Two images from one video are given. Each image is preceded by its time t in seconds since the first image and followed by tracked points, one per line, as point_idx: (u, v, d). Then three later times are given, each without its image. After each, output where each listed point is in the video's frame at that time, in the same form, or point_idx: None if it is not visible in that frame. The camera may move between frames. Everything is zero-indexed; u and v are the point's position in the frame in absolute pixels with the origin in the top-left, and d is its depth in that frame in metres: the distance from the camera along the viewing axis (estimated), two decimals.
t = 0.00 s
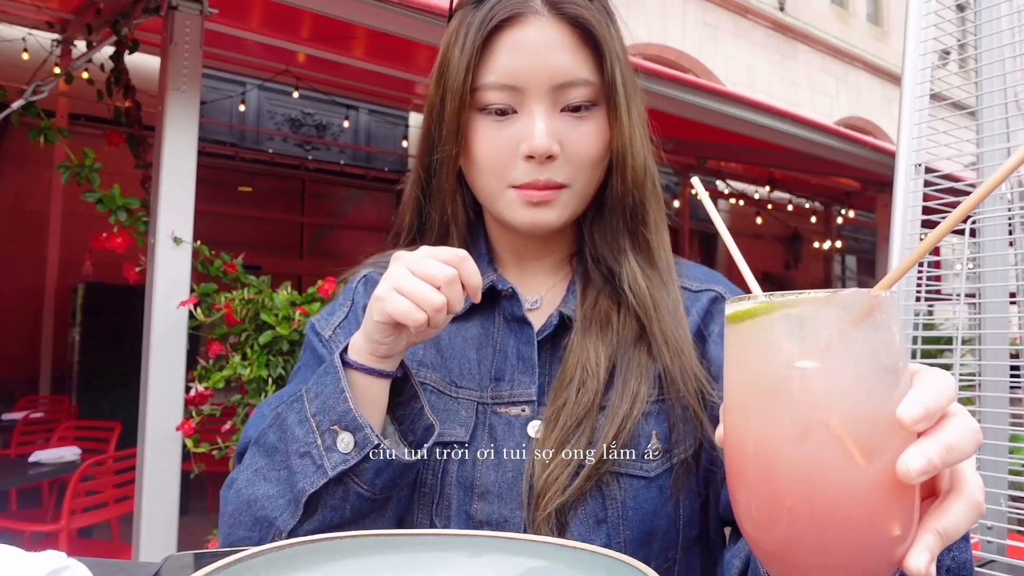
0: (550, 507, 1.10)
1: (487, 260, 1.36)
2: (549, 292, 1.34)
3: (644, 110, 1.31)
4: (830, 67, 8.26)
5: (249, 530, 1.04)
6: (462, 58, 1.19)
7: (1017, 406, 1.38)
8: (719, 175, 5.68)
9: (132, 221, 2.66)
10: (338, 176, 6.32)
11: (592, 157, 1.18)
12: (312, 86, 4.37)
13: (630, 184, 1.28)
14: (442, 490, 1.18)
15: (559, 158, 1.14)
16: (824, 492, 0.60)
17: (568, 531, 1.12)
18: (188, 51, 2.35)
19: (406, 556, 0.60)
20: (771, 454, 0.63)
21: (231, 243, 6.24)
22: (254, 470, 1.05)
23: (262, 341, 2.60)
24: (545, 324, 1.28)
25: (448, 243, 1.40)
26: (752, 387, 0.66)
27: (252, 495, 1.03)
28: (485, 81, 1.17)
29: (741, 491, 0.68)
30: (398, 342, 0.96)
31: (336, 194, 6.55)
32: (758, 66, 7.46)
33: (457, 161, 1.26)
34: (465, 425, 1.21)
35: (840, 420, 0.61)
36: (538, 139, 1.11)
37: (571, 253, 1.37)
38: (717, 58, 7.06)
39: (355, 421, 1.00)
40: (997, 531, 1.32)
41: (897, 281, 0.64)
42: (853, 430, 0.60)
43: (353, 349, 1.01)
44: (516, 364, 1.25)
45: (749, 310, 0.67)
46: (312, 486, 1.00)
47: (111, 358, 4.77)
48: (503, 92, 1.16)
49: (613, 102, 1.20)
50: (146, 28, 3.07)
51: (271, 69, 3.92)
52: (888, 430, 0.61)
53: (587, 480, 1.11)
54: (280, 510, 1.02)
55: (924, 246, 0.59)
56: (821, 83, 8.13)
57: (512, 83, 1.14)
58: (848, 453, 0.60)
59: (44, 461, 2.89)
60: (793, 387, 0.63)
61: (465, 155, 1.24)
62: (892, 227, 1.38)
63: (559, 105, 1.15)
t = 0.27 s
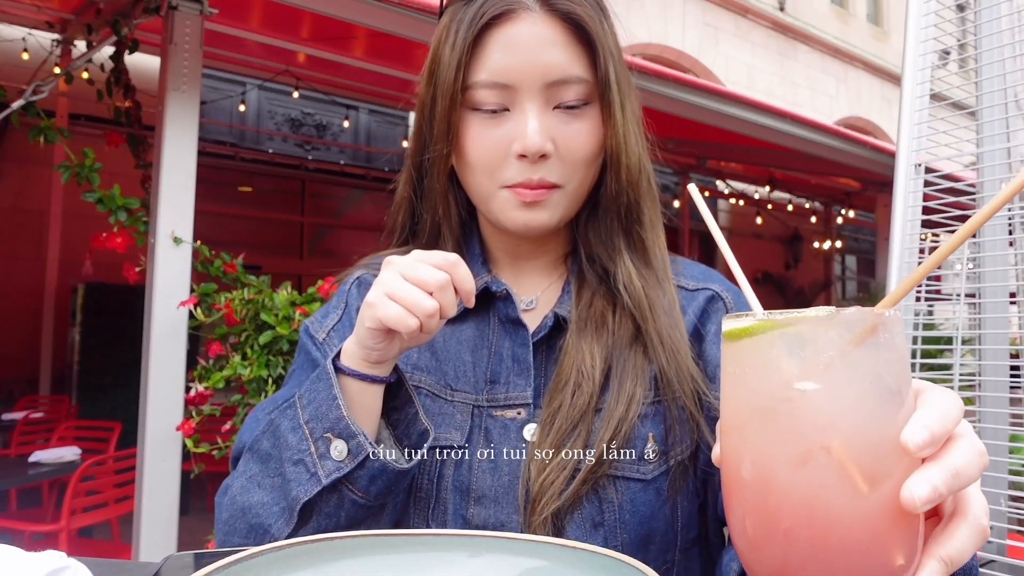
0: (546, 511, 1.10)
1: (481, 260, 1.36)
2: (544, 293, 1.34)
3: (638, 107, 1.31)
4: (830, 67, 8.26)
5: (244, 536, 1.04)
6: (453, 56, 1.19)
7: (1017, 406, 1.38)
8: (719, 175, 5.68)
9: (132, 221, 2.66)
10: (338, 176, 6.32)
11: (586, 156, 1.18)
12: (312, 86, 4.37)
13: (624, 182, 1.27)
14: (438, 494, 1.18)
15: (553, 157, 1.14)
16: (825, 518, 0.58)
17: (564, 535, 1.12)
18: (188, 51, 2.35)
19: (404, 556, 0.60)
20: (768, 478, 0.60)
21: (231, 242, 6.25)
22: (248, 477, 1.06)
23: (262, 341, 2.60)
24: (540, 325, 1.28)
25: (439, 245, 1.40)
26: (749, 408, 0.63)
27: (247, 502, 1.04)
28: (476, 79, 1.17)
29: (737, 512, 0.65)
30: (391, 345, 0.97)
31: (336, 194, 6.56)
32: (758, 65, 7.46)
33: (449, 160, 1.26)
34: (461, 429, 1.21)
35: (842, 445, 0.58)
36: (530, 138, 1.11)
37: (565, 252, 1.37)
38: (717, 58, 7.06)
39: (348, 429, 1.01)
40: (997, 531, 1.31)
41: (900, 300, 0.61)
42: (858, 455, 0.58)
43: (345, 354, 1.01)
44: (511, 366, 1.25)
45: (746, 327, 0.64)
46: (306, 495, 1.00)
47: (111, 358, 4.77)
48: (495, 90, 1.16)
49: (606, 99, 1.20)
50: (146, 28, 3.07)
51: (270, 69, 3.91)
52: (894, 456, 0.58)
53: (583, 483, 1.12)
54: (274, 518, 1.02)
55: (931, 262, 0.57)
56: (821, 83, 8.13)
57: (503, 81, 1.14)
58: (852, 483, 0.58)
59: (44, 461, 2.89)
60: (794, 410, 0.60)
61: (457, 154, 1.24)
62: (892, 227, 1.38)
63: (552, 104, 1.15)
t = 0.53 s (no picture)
0: (543, 514, 1.10)
1: (477, 261, 1.36)
2: (541, 293, 1.34)
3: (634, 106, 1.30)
4: (830, 67, 8.26)
5: (242, 540, 1.05)
6: (446, 55, 1.19)
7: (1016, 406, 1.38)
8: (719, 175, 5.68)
9: (132, 221, 2.66)
10: (338, 176, 6.32)
11: (581, 156, 1.18)
12: (312, 86, 4.37)
13: (620, 183, 1.27)
14: (436, 497, 1.18)
15: (547, 158, 1.14)
16: (820, 537, 0.56)
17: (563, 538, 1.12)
18: (188, 51, 2.35)
19: (404, 556, 0.60)
20: (760, 494, 0.59)
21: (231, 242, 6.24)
22: (245, 481, 1.06)
23: (262, 341, 2.60)
24: (537, 327, 1.28)
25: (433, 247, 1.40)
26: (743, 421, 0.61)
27: (244, 506, 1.04)
28: (470, 79, 1.17)
29: (727, 526, 0.64)
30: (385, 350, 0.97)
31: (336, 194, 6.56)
32: (758, 65, 7.46)
33: (443, 160, 1.26)
34: (458, 431, 1.21)
35: (838, 465, 0.56)
36: (524, 139, 1.11)
37: (562, 252, 1.37)
38: (717, 58, 7.06)
39: (343, 433, 1.01)
40: (996, 531, 1.32)
41: (897, 315, 0.59)
42: (854, 474, 0.56)
43: (340, 358, 1.01)
44: (508, 367, 1.25)
45: (740, 341, 0.62)
46: (302, 499, 1.01)
47: (111, 358, 4.77)
48: (488, 90, 1.15)
49: (601, 99, 1.19)
50: (146, 28, 3.07)
51: (271, 69, 3.91)
52: (889, 475, 0.57)
53: (582, 483, 1.11)
54: (271, 522, 1.02)
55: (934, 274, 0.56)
56: (821, 83, 8.14)
57: (496, 81, 1.14)
58: (847, 504, 0.56)
59: (44, 460, 2.89)
60: (790, 426, 0.58)
61: (451, 154, 1.24)
62: (892, 228, 1.38)
63: (546, 104, 1.15)
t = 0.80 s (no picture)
0: (541, 517, 1.10)
1: (474, 261, 1.36)
2: (539, 293, 1.34)
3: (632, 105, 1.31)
4: (830, 67, 8.26)
5: (240, 542, 1.05)
6: (442, 54, 1.19)
7: (1017, 406, 1.38)
8: (719, 175, 5.67)
9: (132, 221, 2.66)
10: (338, 176, 6.32)
11: (577, 155, 1.18)
12: (312, 86, 4.37)
13: (617, 183, 1.27)
14: (435, 499, 1.18)
15: (543, 157, 1.14)
16: (815, 542, 0.56)
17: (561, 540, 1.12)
18: (188, 51, 2.35)
19: (403, 555, 0.60)
20: (756, 497, 0.58)
21: (231, 243, 6.24)
22: (242, 483, 1.06)
23: (262, 341, 2.60)
24: (535, 328, 1.28)
25: (429, 249, 1.40)
26: (739, 425, 0.61)
27: (241, 508, 1.04)
28: (466, 78, 1.17)
29: (721, 529, 0.64)
30: (382, 353, 0.97)
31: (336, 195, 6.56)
32: (758, 65, 7.46)
33: (439, 160, 1.26)
34: (456, 432, 1.21)
35: (834, 470, 0.56)
36: (520, 139, 1.11)
37: (560, 252, 1.37)
38: (717, 58, 7.06)
39: (339, 435, 1.01)
40: (996, 530, 1.32)
41: (897, 317, 0.59)
42: (849, 478, 0.55)
43: (337, 360, 1.02)
44: (506, 368, 1.25)
45: (736, 341, 0.62)
46: (298, 502, 1.01)
47: (111, 358, 4.77)
48: (484, 89, 1.15)
49: (598, 98, 1.19)
50: (146, 28, 3.06)
51: (270, 69, 3.91)
52: (883, 479, 0.56)
53: (580, 484, 1.11)
54: (268, 524, 1.02)
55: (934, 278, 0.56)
56: (821, 84, 8.14)
57: (492, 80, 1.14)
58: (842, 508, 0.55)
59: (44, 460, 2.89)
60: (784, 428, 0.58)
61: (447, 153, 1.24)
62: (891, 228, 1.39)
63: (542, 103, 1.15)
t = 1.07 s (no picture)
0: (541, 517, 1.10)
1: (474, 262, 1.36)
2: (539, 293, 1.34)
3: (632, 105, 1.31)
4: (830, 67, 8.26)
5: (241, 544, 1.05)
6: (441, 54, 1.19)
7: (1017, 406, 1.38)
8: (719, 175, 5.67)
9: (132, 221, 2.66)
10: (338, 176, 6.31)
11: (577, 156, 1.18)
12: (311, 86, 4.36)
13: (616, 183, 1.27)
14: (435, 499, 1.18)
15: (542, 157, 1.14)
16: (812, 542, 0.56)
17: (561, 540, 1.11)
18: (188, 51, 2.35)
19: (404, 557, 0.60)
20: (755, 498, 0.58)
21: (232, 243, 6.24)
22: (243, 485, 1.06)
23: (262, 341, 2.60)
24: (535, 329, 1.28)
25: (427, 250, 1.40)
26: (737, 427, 0.61)
27: (242, 510, 1.04)
28: (465, 79, 1.17)
29: (719, 529, 0.63)
30: (382, 356, 0.97)
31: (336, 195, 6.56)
32: (758, 65, 7.46)
33: (438, 160, 1.26)
34: (456, 433, 1.21)
35: (832, 470, 0.56)
36: (520, 139, 1.11)
37: (559, 253, 1.37)
38: (717, 58, 7.06)
39: (340, 437, 1.01)
40: (996, 530, 1.32)
41: (895, 317, 0.59)
42: (847, 479, 0.55)
43: (337, 363, 1.02)
44: (506, 368, 1.25)
45: (734, 342, 0.62)
46: (299, 504, 1.01)
47: (110, 357, 4.77)
48: (484, 89, 1.15)
49: (597, 98, 1.19)
50: (146, 28, 3.06)
51: (270, 69, 3.91)
52: (882, 480, 0.56)
53: (580, 484, 1.11)
54: (269, 527, 1.02)
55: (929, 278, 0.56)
56: (821, 83, 8.14)
57: (492, 80, 1.14)
58: (838, 508, 0.55)
59: (44, 460, 2.89)
60: (782, 428, 0.58)
61: (447, 153, 1.24)
62: (892, 228, 1.39)
63: (542, 103, 1.15)
